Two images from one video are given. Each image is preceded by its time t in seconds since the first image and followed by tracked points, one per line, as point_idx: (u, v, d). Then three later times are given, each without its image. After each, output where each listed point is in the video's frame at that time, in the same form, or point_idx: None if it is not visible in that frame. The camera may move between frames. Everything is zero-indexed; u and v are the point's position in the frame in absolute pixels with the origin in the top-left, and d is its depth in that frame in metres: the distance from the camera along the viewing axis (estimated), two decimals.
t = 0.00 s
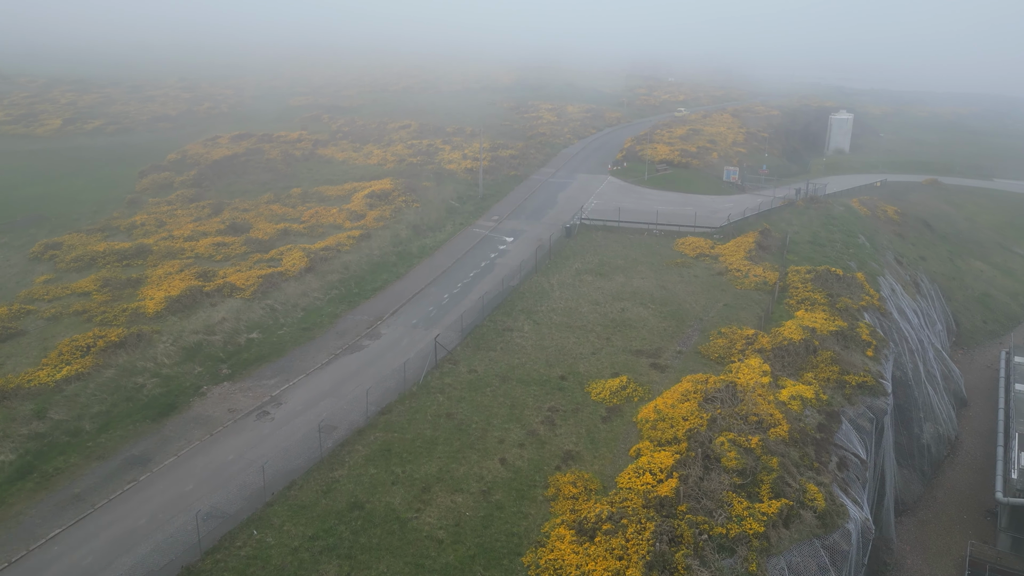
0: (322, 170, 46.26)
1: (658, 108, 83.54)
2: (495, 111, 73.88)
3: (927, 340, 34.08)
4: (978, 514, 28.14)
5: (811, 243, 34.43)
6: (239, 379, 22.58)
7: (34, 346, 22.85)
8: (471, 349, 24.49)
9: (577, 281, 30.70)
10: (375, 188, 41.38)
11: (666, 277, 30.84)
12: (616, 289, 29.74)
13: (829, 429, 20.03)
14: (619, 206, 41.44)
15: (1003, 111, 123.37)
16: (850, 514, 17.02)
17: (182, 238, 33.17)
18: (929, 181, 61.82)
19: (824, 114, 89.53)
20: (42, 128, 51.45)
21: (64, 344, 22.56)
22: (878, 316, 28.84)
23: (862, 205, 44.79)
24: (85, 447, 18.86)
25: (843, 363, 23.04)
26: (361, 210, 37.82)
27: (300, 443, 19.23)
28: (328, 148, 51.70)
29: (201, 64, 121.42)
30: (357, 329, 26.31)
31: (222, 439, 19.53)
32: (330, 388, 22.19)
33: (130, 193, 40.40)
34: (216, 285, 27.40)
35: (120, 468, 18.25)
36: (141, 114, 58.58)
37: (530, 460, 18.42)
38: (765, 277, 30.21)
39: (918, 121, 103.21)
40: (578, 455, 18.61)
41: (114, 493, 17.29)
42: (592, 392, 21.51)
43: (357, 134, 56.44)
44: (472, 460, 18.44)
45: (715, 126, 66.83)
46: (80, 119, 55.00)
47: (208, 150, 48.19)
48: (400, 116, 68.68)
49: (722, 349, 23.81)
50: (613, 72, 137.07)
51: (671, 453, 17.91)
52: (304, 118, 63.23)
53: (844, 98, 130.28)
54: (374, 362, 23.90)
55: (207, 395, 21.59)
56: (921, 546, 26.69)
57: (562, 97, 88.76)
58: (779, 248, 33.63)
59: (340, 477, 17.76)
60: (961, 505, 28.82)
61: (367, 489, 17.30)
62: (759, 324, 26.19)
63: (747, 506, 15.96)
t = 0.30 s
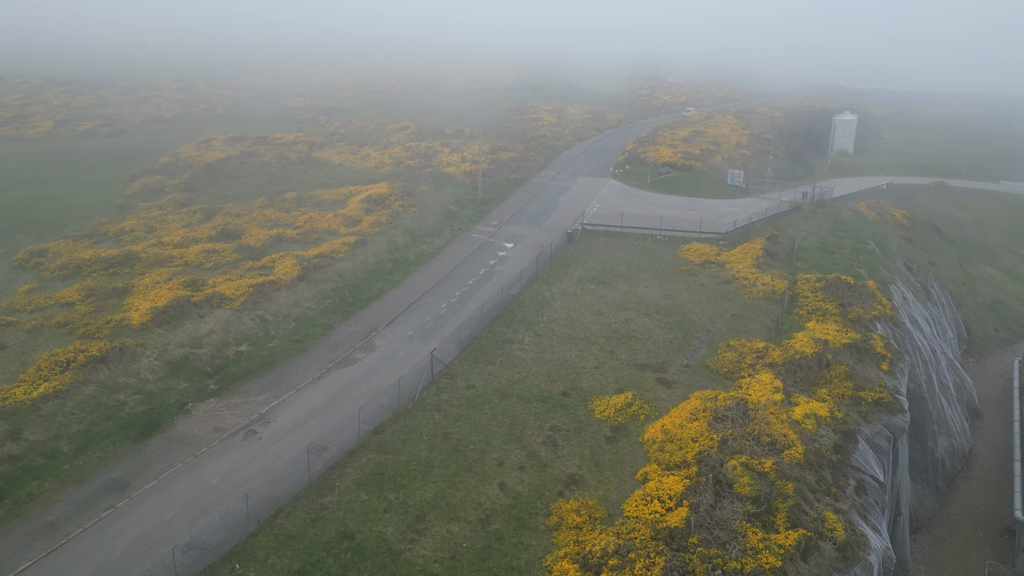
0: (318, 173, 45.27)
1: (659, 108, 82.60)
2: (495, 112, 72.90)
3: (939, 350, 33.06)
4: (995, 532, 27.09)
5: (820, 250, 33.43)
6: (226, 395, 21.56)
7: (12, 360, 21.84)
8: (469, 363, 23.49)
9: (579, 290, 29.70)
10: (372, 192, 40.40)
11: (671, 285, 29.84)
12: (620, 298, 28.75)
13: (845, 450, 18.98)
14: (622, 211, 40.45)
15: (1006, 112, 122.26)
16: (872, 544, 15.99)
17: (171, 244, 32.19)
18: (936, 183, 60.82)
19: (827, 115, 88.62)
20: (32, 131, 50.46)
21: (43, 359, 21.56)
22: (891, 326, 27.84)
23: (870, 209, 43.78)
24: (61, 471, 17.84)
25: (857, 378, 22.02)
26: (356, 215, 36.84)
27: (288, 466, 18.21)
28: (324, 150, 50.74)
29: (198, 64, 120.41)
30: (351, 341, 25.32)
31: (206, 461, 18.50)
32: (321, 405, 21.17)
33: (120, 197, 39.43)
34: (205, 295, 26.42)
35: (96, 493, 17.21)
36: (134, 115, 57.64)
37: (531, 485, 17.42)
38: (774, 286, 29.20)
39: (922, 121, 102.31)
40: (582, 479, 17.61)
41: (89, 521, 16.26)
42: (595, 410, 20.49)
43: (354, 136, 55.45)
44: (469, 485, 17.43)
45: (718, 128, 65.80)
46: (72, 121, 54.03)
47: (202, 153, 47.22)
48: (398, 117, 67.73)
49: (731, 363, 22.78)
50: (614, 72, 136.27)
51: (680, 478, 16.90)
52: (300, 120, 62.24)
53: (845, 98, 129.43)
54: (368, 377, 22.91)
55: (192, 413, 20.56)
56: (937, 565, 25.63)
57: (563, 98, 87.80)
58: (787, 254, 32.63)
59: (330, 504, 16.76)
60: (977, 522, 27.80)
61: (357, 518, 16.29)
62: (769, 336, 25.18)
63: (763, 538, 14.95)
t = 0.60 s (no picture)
0: (314, 176, 44.33)
1: (661, 109, 81.68)
2: (494, 114, 71.95)
3: (952, 359, 32.08)
4: (1011, 550, 26.06)
5: (829, 256, 32.46)
6: (213, 412, 20.61)
7: None
8: (467, 377, 22.54)
9: (581, 298, 28.74)
10: (368, 196, 39.46)
11: (676, 293, 28.89)
12: (623, 307, 27.80)
13: (863, 472, 18.00)
14: (624, 215, 39.50)
15: (1010, 112, 121.21)
16: None
17: (161, 250, 31.26)
18: (943, 185, 59.83)
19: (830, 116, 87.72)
20: (23, 132, 49.54)
21: (21, 373, 20.62)
22: (904, 337, 26.86)
23: (878, 212, 42.81)
24: (35, 495, 16.87)
25: (873, 394, 21.05)
26: (352, 220, 35.90)
27: (275, 490, 17.25)
28: (321, 152, 49.82)
29: (195, 65, 119.40)
30: (344, 353, 24.36)
31: (190, 484, 17.53)
32: (312, 422, 20.21)
33: (111, 201, 38.48)
34: (193, 304, 25.47)
35: (72, 520, 16.23)
36: (128, 117, 56.71)
37: (532, 511, 16.45)
38: (783, 294, 28.25)
39: (926, 122, 101.34)
40: (586, 505, 16.64)
41: (63, 551, 15.29)
42: (600, 428, 19.53)
43: (351, 138, 54.50)
44: (467, 510, 16.46)
45: (721, 129, 64.82)
46: (64, 122, 53.10)
47: (195, 155, 46.28)
48: (396, 118, 66.79)
49: (740, 378, 21.83)
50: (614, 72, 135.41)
51: (690, 504, 15.95)
52: (297, 121, 61.27)
53: (848, 98, 128.53)
54: (362, 392, 21.94)
55: (176, 431, 19.60)
56: None
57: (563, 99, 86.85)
58: (795, 261, 31.67)
59: (319, 532, 15.79)
60: (993, 539, 26.78)
61: (348, 548, 15.33)
62: (779, 348, 24.22)
63: (780, 572, 13.98)
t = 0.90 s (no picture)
0: (310, 179, 43.39)
1: (662, 110, 80.75)
2: (494, 115, 70.99)
3: (966, 369, 31.08)
4: None
5: (839, 262, 31.50)
6: (199, 430, 19.64)
7: None
8: (466, 391, 21.59)
9: (585, 307, 27.79)
10: (365, 200, 38.53)
11: (682, 302, 27.95)
12: (628, 316, 26.85)
13: (883, 495, 17.02)
14: (627, 219, 38.57)
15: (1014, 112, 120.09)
16: None
17: (150, 257, 30.32)
18: (950, 187, 58.91)
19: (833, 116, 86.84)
20: (14, 134, 48.58)
21: None
22: (919, 347, 25.90)
23: (887, 216, 41.82)
24: (8, 522, 15.89)
25: (890, 410, 20.10)
26: (348, 225, 34.98)
27: (261, 516, 16.30)
28: (318, 154, 48.91)
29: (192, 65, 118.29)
30: (338, 366, 23.41)
31: (172, 509, 16.58)
32: (303, 441, 19.26)
33: (101, 205, 37.56)
34: (181, 315, 24.53)
35: (45, 549, 15.25)
36: (122, 118, 55.79)
37: (534, 539, 15.49)
38: (792, 303, 27.28)
39: (929, 123, 100.41)
40: (591, 532, 15.68)
41: None
42: (605, 448, 18.58)
43: (348, 140, 53.57)
44: (465, 539, 15.51)
45: (724, 131, 63.88)
46: (56, 124, 52.12)
47: (189, 158, 45.32)
48: (395, 119, 65.87)
49: (751, 392, 20.86)
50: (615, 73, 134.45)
51: (702, 533, 15.00)
52: (293, 123, 60.32)
53: (850, 99, 127.58)
54: (355, 408, 20.99)
55: (159, 451, 18.64)
56: None
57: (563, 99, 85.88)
58: (804, 268, 30.72)
59: (307, 563, 14.85)
60: (1012, 556, 25.74)
61: None
62: (790, 360, 23.26)
63: None
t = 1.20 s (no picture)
0: (305, 183, 42.57)
1: (664, 111, 79.80)
2: (493, 116, 70.13)
3: (980, 379, 30.00)
4: None
5: (849, 269, 30.52)
6: (184, 449, 18.72)
7: None
8: (464, 408, 20.68)
9: (587, 316, 26.88)
10: (362, 204, 37.66)
11: (689, 311, 27.02)
12: (632, 326, 25.91)
13: (905, 521, 16.03)
14: (631, 224, 37.64)
15: (1018, 112, 119.14)
16: None
17: (139, 264, 29.44)
18: (956, 189, 57.79)
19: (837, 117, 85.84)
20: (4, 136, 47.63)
21: None
22: (934, 359, 24.90)
23: (895, 220, 40.84)
24: None
25: (909, 428, 19.13)
26: (344, 230, 34.11)
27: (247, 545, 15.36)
28: (314, 157, 48.05)
29: (191, 65, 117.59)
30: (331, 380, 22.52)
31: (153, 537, 15.64)
32: (292, 461, 18.33)
33: (90, 209, 36.69)
34: (168, 326, 23.65)
35: None
36: (115, 119, 54.96)
37: (536, 570, 14.54)
38: (803, 312, 26.36)
39: (934, 123, 99.35)
40: (597, 564, 14.74)
41: None
42: (610, 470, 17.65)
43: (345, 142, 52.70)
44: (462, 571, 14.56)
45: (728, 132, 62.94)
46: (48, 126, 51.17)
47: (182, 161, 44.30)
48: (393, 121, 64.95)
49: (762, 408, 19.90)
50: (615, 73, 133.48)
51: (715, 566, 14.05)
52: (290, 124, 59.47)
53: (852, 99, 126.53)
54: (348, 425, 20.06)
55: (142, 473, 17.72)
56: None
57: (563, 99, 85.01)
58: (814, 275, 29.74)
59: None
60: None
61: None
62: (802, 374, 22.30)
63: None
